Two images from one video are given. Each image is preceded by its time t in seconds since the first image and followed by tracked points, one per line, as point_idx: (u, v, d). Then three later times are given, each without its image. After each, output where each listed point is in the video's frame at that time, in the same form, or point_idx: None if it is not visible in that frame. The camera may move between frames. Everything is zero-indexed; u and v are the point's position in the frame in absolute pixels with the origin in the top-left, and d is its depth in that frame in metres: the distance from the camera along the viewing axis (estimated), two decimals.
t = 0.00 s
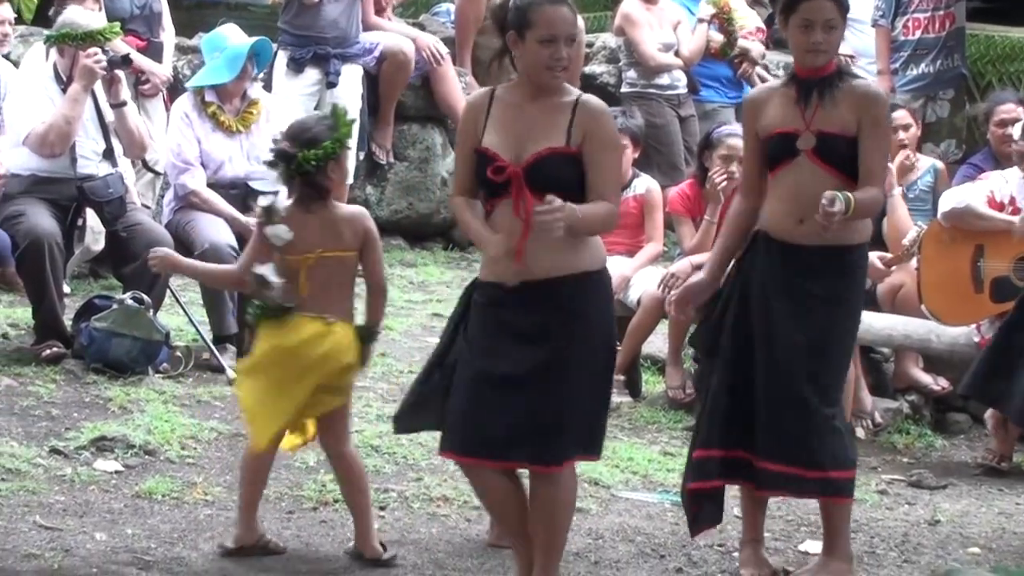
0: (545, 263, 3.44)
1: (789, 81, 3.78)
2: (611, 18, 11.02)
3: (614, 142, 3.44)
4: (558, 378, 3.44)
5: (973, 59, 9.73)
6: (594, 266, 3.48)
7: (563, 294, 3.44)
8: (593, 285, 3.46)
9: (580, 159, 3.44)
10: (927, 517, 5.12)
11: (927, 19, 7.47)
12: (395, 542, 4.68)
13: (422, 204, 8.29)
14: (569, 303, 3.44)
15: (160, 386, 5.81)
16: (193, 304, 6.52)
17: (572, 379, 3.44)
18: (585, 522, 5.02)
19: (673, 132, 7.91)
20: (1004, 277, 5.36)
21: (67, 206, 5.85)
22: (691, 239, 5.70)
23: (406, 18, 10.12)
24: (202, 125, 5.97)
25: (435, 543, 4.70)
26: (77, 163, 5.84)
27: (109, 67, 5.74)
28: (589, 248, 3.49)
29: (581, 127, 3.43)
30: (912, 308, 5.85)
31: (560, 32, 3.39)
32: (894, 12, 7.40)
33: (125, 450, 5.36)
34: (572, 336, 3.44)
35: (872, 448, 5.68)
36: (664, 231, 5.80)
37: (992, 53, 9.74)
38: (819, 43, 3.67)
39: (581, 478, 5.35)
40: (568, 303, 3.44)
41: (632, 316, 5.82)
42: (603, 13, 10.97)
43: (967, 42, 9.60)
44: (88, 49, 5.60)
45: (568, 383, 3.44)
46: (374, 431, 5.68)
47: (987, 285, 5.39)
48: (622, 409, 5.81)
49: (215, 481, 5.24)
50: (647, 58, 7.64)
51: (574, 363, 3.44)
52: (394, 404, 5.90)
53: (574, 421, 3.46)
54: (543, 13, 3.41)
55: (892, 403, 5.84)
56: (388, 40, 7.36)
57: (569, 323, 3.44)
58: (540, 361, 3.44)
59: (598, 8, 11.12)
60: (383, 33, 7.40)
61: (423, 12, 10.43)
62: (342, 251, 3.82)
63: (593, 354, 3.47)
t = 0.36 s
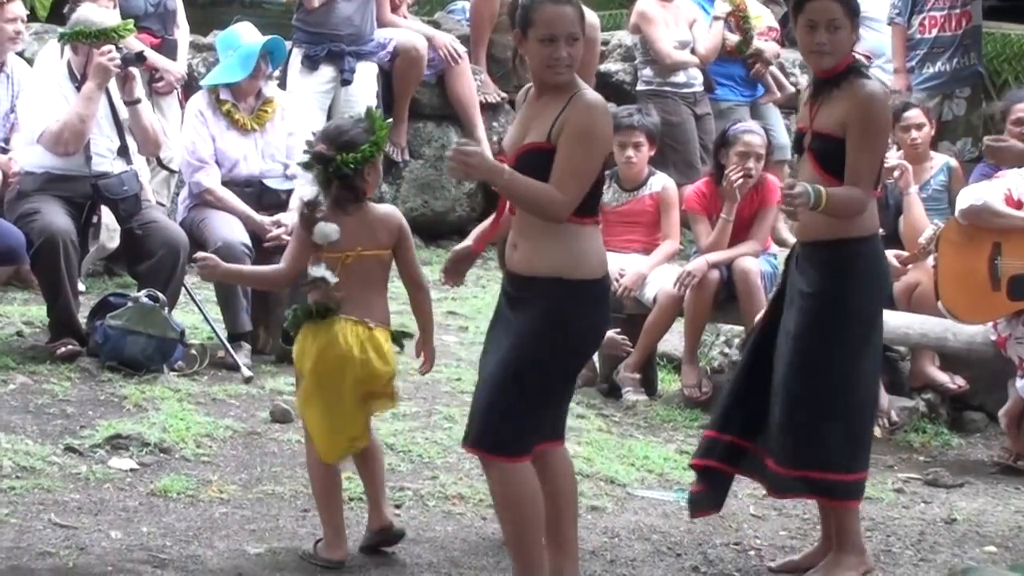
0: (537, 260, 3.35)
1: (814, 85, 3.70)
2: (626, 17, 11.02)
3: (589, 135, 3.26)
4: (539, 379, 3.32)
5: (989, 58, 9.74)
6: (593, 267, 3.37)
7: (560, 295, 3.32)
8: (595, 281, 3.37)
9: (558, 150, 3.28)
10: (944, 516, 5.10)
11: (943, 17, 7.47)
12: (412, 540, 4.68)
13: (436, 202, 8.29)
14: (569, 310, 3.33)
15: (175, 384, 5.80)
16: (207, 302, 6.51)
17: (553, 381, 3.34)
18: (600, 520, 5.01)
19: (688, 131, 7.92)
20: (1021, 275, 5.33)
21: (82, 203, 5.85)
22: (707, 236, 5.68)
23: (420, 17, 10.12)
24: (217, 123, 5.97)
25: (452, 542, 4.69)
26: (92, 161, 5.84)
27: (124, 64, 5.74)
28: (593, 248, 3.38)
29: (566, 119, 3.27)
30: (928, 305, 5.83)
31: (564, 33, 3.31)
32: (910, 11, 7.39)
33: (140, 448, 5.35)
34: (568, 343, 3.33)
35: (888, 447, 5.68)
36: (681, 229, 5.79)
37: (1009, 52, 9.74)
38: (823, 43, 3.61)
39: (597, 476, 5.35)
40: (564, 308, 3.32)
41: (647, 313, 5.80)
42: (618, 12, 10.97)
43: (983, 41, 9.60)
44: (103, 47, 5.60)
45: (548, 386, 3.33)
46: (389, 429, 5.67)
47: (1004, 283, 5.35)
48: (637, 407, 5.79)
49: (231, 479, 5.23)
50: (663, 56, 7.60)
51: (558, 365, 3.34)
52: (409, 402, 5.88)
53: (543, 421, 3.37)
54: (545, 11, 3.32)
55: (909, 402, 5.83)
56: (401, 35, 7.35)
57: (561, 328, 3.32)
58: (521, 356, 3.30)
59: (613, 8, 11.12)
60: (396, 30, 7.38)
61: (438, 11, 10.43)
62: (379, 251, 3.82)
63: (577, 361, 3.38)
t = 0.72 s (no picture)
0: (526, 251, 3.24)
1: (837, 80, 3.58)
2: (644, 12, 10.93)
3: (565, 128, 3.10)
4: (545, 387, 3.21)
5: (1013, 53, 9.64)
6: (583, 261, 3.21)
7: (557, 298, 3.19)
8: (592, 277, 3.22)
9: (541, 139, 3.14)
10: (969, 519, 5.00)
11: (967, 11, 7.33)
12: (427, 542, 4.58)
13: (451, 200, 8.20)
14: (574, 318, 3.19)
15: (187, 385, 5.71)
16: (219, 301, 6.42)
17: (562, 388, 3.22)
18: (618, 523, 4.91)
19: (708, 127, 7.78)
20: None
21: (91, 201, 5.76)
22: (728, 235, 5.59)
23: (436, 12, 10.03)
24: (228, 120, 5.86)
25: (467, 544, 4.60)
26: (102, 158, 5.75)
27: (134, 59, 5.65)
28: (586, 240, 3.22)
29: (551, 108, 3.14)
30: (952, 305, 5.73)
31: (572, 27, 3.16)
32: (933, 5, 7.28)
33: (150, 449, 5.26)
34: (570, 352, 3.20)
35: (911, 448, 5.58)
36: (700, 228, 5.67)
37: None
38: (833, 40, 3.52)
39: (615, 479, 5.25)
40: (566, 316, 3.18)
41: (666, 312, 5.70)
42: (636, 7, 10.89)
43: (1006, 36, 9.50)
44: (113, 42, 5.51)
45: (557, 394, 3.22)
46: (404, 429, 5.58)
47: None
48: (656, 408, 5.69)
49: (243, 481, 5.14)
50: (682, 51, 7.48)
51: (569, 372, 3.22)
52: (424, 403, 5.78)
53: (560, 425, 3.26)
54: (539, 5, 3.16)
55: (933, 402, 5.73)
56: (417, 30, 7.22)
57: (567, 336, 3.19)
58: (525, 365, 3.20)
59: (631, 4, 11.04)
60: (412, 25, 7.27)
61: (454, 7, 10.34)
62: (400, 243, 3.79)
63: (587, 355, 3.22)
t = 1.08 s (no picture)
0: (539, 252, 3.08)
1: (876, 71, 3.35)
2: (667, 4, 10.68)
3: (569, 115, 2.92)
4: (551, 394, 3.04)
5: None
6: (599, 264, 3.02)
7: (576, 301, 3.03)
8: (616, 283, 3.04)
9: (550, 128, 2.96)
10: (1012, 532, 4.73)
11: None
12: (442, 556, 4.31)
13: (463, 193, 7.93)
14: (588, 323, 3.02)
15: (189, 389, 5.43)
16: (224, 301, 6.15)
17: (575, 401, 3.03)
18: (643, 535, 4.64)
19: (736, 117, 7.45)
20: None
21: (88, 195, 5.48)
22: (757, 231, 5.31)
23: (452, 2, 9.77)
24: (233, 110, 5.58)
25: (484, 558, 4.33)
26: (99, 151, 5.47)
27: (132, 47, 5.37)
28: (603, 240, 3.04)
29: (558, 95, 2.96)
30: (994, 306, 5.45)
31: (585, 11, 2.98)
32: None
33: (150, 457, 4.98)
34: (583, 351, 3.02)
35: (950, 456, 5.30)
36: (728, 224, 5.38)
37: None
38: (875, 25, 3.27)
39: (639, 488, 4.98)
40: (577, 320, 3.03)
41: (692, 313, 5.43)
42: None
43: None
44: (110, 29, 5.23)
45: (567, 403, 3.03)
46: (417, 436, 5.31)
47: None
48: (682, 414, 5.42)
49: (248, 490, 4.86)
50: (709, 39, 7.13)
51: (583, 383, 3.03)
52: (438, 409, 5.50)
53: (576, 443, 3.06)
54: None
55: (972, 408, 5.46)
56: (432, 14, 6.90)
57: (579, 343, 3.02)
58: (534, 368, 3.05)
59: None
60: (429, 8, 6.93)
61: None
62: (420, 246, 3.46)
63: (606, 357, 3.04)
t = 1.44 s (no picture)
0: (557, 251, 2.96)
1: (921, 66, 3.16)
2: None
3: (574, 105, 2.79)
4: (566, 398, 2.92)
5: None
6: (618, 264, 2.89)
7: (595, 302, 2.90)
8: (638, 283, 2.90)
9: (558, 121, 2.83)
10: None
11: None
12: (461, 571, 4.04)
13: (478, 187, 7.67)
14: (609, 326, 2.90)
15: (191, 394, 5.16)
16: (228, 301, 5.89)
17: (591, 405, 2.92)
18: (669, 547, 4.37)
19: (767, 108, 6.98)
20: None
21: (86, 189, 5.22)
22: (789, 229, 5.05)
23: None
24: (238, 101, 5.31)
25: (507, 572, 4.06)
26: (97, 143, 5.21)
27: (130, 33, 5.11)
28: (622, 236, 2.90)
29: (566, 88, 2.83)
30: None
31: None
32: None
33: (150, 465, 4.72)
34: (603, 357, 2.90)
35: (993, 465, 5.03)
36: (758, 221, 5.12)
37: None
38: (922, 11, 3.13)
39: (665, 498, 4.71)
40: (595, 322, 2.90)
41: (721, 315, 5.17)
42: None
43: None
44: (107, 16, 4.99)
45: (583, 410, 2.92)
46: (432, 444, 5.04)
47: None
48: (710, 420, 5.15)
49: (253, 501, 4.60)
50: (738, 25, 6.74)
51: (601, 388, 2.91)
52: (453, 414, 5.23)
53: (590, 446, 2.95)
54: None
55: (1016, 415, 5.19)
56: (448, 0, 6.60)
57: (600, 347, 2.90)
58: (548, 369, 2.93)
59: None
60: None
61: None
62: (435, 238, 3.35)
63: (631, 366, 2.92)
